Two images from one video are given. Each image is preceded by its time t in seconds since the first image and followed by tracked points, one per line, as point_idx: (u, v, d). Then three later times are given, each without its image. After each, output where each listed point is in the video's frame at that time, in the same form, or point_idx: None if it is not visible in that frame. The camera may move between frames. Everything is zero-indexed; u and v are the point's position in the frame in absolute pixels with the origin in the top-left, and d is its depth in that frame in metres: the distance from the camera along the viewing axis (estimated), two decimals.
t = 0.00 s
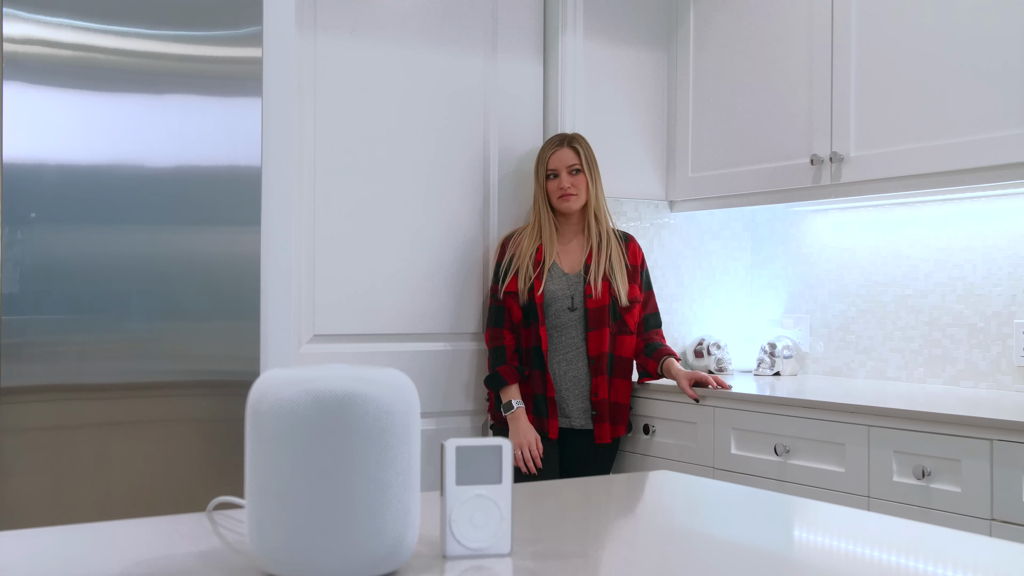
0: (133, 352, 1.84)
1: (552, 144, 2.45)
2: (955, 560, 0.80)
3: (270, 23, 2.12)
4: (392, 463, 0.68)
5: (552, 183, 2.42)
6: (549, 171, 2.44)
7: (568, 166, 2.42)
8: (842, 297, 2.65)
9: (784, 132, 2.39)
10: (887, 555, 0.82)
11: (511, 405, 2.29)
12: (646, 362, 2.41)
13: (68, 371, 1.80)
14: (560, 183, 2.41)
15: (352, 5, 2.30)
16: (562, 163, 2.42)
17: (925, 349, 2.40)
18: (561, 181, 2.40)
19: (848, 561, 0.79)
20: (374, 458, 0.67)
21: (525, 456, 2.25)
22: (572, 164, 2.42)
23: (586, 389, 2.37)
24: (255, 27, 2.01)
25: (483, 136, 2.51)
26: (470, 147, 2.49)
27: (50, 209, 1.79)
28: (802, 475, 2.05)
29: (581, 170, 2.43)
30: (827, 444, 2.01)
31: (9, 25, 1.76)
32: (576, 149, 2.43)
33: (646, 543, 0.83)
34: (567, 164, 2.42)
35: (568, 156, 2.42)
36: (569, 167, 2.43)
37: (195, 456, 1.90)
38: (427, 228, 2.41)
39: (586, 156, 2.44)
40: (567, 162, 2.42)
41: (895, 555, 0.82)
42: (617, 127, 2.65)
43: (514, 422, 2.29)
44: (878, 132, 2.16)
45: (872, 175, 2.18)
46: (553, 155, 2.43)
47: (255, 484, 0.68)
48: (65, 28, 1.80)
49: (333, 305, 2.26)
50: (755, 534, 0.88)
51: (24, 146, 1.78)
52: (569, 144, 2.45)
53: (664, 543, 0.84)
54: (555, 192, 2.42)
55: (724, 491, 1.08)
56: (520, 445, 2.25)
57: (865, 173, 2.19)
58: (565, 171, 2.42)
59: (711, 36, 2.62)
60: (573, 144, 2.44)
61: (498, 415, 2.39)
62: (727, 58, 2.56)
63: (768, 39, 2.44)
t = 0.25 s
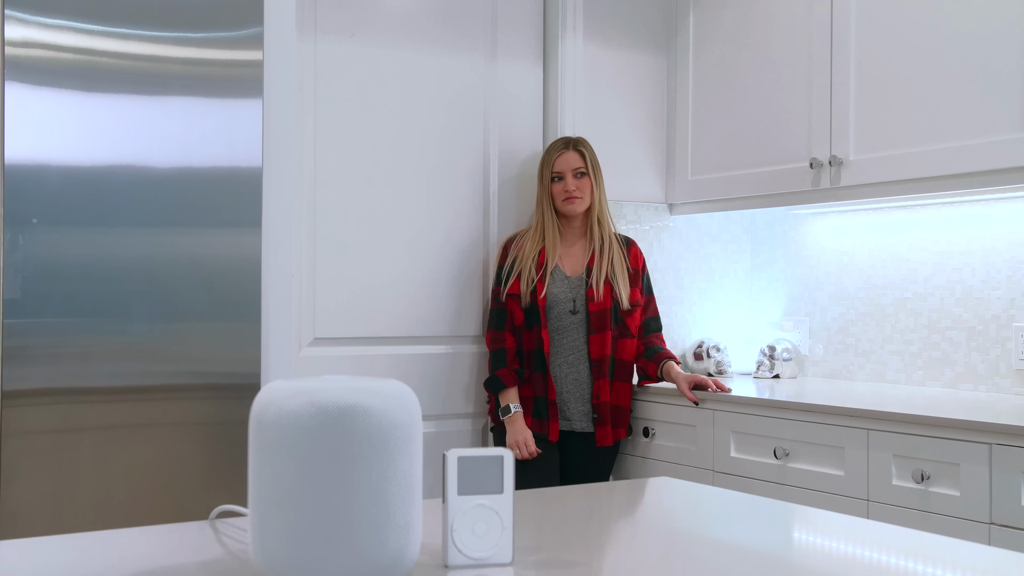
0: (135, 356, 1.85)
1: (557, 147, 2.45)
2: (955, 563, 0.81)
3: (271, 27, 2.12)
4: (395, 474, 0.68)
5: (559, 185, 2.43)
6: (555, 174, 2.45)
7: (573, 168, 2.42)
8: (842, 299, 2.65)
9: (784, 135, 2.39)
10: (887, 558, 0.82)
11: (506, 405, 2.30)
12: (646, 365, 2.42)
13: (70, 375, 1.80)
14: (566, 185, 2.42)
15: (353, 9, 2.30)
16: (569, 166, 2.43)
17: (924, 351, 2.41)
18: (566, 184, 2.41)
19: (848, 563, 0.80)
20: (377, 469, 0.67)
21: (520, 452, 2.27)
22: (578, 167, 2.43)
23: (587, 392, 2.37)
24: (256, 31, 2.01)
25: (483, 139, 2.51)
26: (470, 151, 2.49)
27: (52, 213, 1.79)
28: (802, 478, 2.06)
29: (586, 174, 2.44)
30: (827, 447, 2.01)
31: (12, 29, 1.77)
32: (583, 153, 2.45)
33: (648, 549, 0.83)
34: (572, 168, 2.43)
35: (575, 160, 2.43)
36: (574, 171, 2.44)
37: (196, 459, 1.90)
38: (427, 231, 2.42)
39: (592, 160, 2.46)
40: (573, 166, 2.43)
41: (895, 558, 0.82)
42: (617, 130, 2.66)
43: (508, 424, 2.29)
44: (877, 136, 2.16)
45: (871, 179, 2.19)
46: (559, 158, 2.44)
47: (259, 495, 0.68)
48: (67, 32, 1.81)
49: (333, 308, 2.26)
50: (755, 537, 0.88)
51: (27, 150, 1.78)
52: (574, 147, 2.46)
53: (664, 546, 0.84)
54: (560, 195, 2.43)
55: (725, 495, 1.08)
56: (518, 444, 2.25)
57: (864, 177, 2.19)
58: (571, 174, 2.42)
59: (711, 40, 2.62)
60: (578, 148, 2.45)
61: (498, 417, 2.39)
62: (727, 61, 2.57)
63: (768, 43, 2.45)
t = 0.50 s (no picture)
0: (138, 356, 1.86)
1: (559, 147, 2.46)
2: (953, 561, 0.82)
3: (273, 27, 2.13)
4: (399, 473, 0.69)
5: (560, 185, 2.43)
6: (556, 174, 2.46)
7: (575, 169, 2.43)
8: (841, 299, 2.66)
9: (784, 136, 2.40)
10: (886, 555, 0.83)
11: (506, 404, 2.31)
12: (646, 365, 2.43)
13: (73, 374, 1.81)
14: (567, 186, 2.42)
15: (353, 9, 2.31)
16: (570, 166, 2.44)
17: (923, 351, 2.42)
18: (567, 184, 2.42)
19: (847, 561, 0.81)
20: (381, 469, 0.68)
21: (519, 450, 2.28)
22: (579, 168, 2.43)
23: (587, 391, 2.38)
24: (257, 31, 2.02)
25: (484, 139, 2.52)
26: (471, 151, 2.50)
27: (56, 214, 1.80)
28: (801, 477, 2.07)
29: (587, 174, 2.45)
30: (826, 447, 2.02)
31: (15, 30, 1.78)
32: (585, 154, 2.45)
33: (649, 547, 0.84)
34: (574, 168, 2.44)
35: (576, 160, 2.44)
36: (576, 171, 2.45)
37: (198, 458, 1.91)
38: (427, 231, 2.43)
39: (593, 161, 2.47)
40: (574, 166, 2.43)
41: (894, 556, 0.83)
42: (617, 131, 2.67)
43: (509, 425, 2.30)
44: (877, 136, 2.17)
45: (870, 179, 2.20)
46: (561, 158, 2.44)
47: (264, 493, 0.69)
48: (71, 33, 1.81)
49: (334, 308, 2.27)
50: (754, 536, 0.89)
51: (31, 151, 1.79)
52: (575, 148, 2.47)
53: (665, 544, 0.85)
54: (561, 195, 2.44)
55: (725, 493, 1.09)
56: (517, 444, 2.26)
57: (863, 177, 2.20)
58: (572, 174, 2.43)
59: (711, 40, 2.63)
60: (580, 148, 2.45)
61: (497, 416, 2.40)
62: (727, 62, 2.57)
63: (767, 44, 2.46)
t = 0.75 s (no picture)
0: (142, 356, 1.86)
1: (558, 148, 2.47)
2: (952, 560, 0.83)
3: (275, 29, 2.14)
4: (405, 473, 0.70)
5: (559, 186, 2.44)
6: (555, 175, 2.47)
7: (574, 170, 2.44)
8: (841, 299, 2.67)
9: (783, 136, 2.41)
10: (886, 555, 0.84)
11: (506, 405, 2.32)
12: (646, 364, 2.44)
13: (78, 374, 1.82)
14: (566, 186, 2.43)
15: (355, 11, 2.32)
16: (569, 167, 2.45)
17: (922, 351, 2.43)
18: (567, 185, 2.43)
19: (847, 561, 0.82)
20: (389, 468, 0.69)
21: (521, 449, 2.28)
22: (579, 169, 2.44)
23: (587, 391, 2.39)
24: (260, 33, 2.02)
25: (485, 140, 2.53)
26: (472, 152, 2.51)
27: (61, 215, 1.81)
28: (801, 477, 2.08)
29: (586, 175, 2.45)
30: (826, 446, 2.03)
31: (21, 31, 1.79)
32: (584, 155, 2.46)
33: (651, 546, 0.85)
34: (573, 169, 2.45)
35: (575, 161, 2.45)
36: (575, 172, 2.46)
37: (202, 457, 1.92)
38: (429, 232, 2.43)
39: (592, 161, 2.47)
40: (574, 167, 2.44)
41: (893, 555, 0.84)
42: (617, 131, 2.68)
43: (510, 425, 2.31)
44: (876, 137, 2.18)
45: (870, 180, 2.21)
46: (560, 159, 2.45)
47: (272, 493, 0.70)
48: (75, 34, 1.82)
49: (336, 308, 2.28)
50: (755, 535, 0.90)
51: (37, 152, 1.80)
52: (575, 149, 2.48)
53: (667, 543, 0.86)
54: (561, 196, 2.45)
55: (727, 493, 1.10)
56: (518, 444, 2.27)
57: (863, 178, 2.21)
58: (572, 175, 2.44)
59: (711, 41, 2.64)
60: (579, 149, 2.46)
61: (498, 416, 2.41)
62: (726, 63, 2.58)
63: (767, 45, 2.46)
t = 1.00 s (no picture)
0: (146, 344, 1.87)
1: (557, 136, 2.47)
2: (949, 545, 0.84)
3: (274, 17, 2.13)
4: (410, 458, 0.71)
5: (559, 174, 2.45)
6: (555, 163, 2.47)
7: (573, 158, 2.44)
8: (841, 287, 2.68)
9: (784, 124, 2.41)
10: (883, 540, 0.85)
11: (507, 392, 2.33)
12: (646, 351, 2.45)
13: (82, 362, 1.83)
14: (566, 174, 2.44)
15: None
16: (568, 155, 2.45)
17: (921, 338, 2.44)
18: (567, 173, 2.43)
19: (845, 545, 0.83)
20: (393, 454, 0.70)
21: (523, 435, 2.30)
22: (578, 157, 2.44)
23: (587, 378, 2.40)
24: (260, 21, 2.02)
25: (486, 128, 2.53)
26: (473, 140, 2.51)
27: (65, 203, 1.82)
28: (800, 463, 2.09)
29: (585, 163, 2.46)
30: (825, 433, 2.04)
31: (23, 19, 1.79)
32: (582, 143, 2.46)
33: (652, 530, 0.86)
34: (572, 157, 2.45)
35: (574, 149, 2.45)
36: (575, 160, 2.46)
37: (206, 444, 1.93)
38: (430, 220, 2.44)
39: (592, 149, 2.47)
40: (573, 155, 2.44)
41: (891, 540, 0.85)
42: (618, 119, 2.67)
43: (511, 412, 2.33)
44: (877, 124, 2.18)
45: (870, 168, 2.21)
46: (559, 148, 2.46)
47: (278, 478, 0.71)
48: (78, 22, 1.82)
49: (337, 296, 2.29)
50: (754, 519, 0.91)
51: (41, 141, 1.80)
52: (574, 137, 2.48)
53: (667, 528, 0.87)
54: (561, 184, 2.45)
55: (726, 479, 1.11)
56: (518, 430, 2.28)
57: (863, 165, 2.21)
58: (571, 163, 2.44)
59: (711, 29, 2.64)
60: (578, 137, 2.46)
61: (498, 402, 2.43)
62: (727, 51, 2.58)
63: (768, 33, 2.46)
